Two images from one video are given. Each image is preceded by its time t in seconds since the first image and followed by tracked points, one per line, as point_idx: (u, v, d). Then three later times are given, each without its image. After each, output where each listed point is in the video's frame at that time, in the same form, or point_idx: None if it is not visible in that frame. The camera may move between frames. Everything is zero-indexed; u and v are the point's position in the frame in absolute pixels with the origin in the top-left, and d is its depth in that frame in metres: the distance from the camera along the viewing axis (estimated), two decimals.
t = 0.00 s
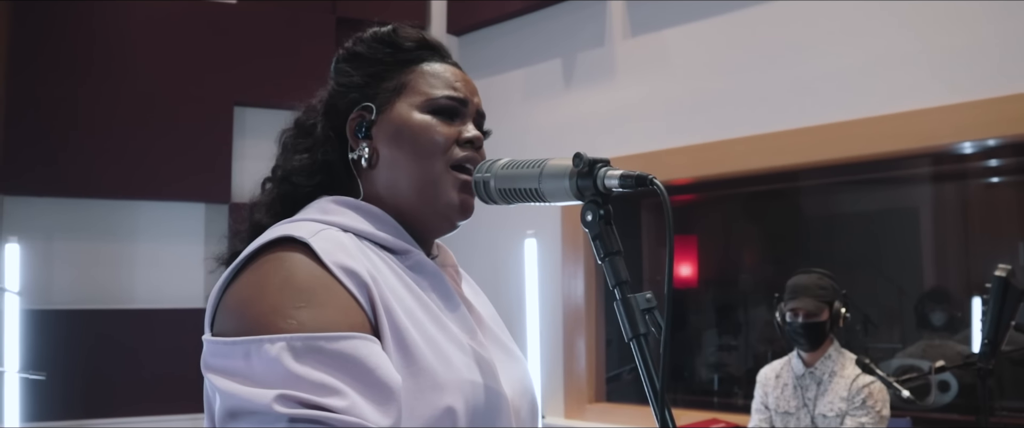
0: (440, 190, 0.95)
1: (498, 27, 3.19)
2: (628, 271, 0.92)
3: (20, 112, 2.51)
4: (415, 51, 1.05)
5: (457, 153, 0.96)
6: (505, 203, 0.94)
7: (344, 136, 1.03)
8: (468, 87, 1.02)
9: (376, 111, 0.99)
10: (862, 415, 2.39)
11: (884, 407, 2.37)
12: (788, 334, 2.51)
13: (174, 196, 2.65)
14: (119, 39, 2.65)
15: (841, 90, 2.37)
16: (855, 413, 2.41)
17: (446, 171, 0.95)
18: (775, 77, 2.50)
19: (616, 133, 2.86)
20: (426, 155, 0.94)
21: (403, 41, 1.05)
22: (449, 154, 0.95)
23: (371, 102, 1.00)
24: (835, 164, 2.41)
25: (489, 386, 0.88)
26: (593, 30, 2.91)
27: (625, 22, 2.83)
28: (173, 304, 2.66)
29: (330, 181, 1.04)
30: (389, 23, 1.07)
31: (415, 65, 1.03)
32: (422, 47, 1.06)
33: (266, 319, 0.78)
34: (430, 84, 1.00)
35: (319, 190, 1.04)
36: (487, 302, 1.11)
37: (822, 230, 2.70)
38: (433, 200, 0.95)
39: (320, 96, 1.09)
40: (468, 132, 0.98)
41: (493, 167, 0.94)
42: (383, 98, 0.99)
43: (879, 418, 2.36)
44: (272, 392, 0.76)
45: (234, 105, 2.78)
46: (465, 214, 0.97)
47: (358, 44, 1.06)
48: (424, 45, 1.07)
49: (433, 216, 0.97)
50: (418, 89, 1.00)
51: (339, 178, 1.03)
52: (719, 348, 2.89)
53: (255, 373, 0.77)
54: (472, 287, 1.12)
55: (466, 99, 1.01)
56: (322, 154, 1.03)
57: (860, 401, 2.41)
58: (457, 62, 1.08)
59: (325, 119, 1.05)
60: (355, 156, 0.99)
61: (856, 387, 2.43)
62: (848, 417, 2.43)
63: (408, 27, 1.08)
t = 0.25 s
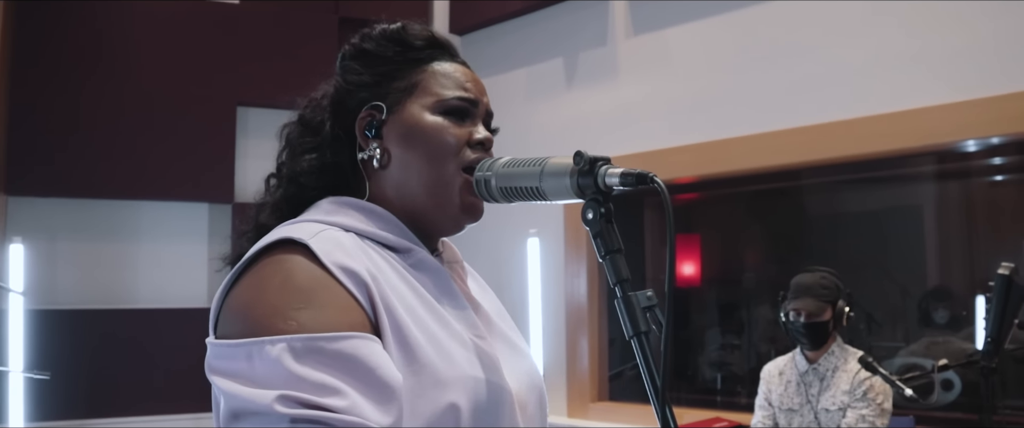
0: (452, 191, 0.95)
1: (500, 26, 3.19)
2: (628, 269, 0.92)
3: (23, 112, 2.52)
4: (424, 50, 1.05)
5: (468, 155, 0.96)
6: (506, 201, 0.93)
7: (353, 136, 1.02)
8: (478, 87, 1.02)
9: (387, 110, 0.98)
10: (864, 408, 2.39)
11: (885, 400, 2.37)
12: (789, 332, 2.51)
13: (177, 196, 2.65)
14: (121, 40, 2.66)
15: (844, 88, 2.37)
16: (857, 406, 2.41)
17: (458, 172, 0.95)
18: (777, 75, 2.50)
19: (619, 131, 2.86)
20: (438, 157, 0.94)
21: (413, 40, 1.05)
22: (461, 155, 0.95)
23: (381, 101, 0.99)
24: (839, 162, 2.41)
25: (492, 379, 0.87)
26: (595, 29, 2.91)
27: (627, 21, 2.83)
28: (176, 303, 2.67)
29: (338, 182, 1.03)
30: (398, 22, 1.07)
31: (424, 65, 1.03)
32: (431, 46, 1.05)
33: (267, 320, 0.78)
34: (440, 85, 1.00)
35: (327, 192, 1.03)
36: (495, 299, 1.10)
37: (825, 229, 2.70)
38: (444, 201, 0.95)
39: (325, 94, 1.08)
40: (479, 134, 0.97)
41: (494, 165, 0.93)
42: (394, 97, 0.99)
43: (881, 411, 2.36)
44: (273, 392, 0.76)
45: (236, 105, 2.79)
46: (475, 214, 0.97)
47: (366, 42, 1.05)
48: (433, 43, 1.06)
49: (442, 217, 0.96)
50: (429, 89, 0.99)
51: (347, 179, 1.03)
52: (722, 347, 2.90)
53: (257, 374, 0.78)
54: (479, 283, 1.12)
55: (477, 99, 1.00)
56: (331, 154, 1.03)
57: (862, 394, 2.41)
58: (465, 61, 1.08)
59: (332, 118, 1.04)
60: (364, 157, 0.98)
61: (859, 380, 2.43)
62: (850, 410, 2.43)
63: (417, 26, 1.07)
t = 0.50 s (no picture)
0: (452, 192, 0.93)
1: (501, 25, 3.19)
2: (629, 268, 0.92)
3: (24, 112, 2.51)
4: (426, 49, 1.02)
5: (470, 157, 0.93)
6: (507, 200, 0.91)
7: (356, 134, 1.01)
8: (481, 86, 1.00)
9: (388, 109, 0.97)
10: (864, 401, 2.38)
11: (886, 394, 2.35)
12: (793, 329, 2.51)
13: (177, 195, 2.65)
14: (123, 38, 2.66)
15: (846, 86, 2.36)
16: (857, 400, 2.40)
17: (459, 174, 0.93)
18: (779, 74, 2.49)
19: (620, 130, 2.85)
20: (439, 158, 0.93)
21: (417, 38, 1.03)
22: (462, 156, 0.93)
23: (383, 99, 0.98)
24: (841, 160, 2.40)
25: (494, 376, 0.85)
26: (596, 28, 2.91)
27: (629, 20, 2.82)
28: (177, 302, 2.67)
29: (341, 180, 1.02)
30: (401, 18, 1.05)
31: (426, 63, 1.01)
32: (434, 44, 1.03)
33: (265, 325, 0.77)
34: (443, 84, 0.98)
35: (330, 191, 1.02)
36: (499, 295, 1.09)
37: (827, 227, 2.69)
38: (445, 202, 0.94)
39: (327, 89, 1.07)
40: (481, 135, 0.95)
41: (495, 163, 0.91)
42: (395, 96, 0.97)
43: (881, 405, 2.34)
44: (270, 397, 0.75)
45: (238, 104, 2.79)
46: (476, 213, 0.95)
47: (370, 38, 1.04)
48: (437, 41, 1.04)
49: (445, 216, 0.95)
50: (430, 88, 0.97)
51: (350, 179, 1.02)
52: (724, 346, 2.90)
53: (255, 380, 0.77)
54: (484, 281, 1.10)
55: (479, 99, 0.98)
56: (332, 152, 1.01)
57: (862, 388, 2.40)
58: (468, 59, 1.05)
59: (335, 116, 1.03)
60: (365, 155, 0.97)
61: (860, 374, 2.42)
62: (851, 404, 2.42)
63: (420, 22, 1.05)
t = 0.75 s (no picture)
0: (448, 191, 0.91)
1: (501, 24, 3.18)
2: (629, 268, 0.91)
3: (25, 112, 2.51)
4: (425, 48, 1.02)
5: (467, 155, 0.92)
6: (506, 199, 0.91)
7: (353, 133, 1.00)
8: (479, 85, 0.99)
9: (385, 108, 0.96)
10: (865, 401, 2.36)
11: (887, 393, 2.34)
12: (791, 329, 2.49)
13: (177, 195, 2.65)
14: (124, 38, 2.65)
15: (847, 86, 2.35)
16: (858, 400, 2.38)
17: (455, 173, 0.92)
18: (780, 73, 2.49)
19: (621, 129, 2.85)
20: (435, 156, 0.91)
21: (417, 36, 1.02)
22: (458, 155, 0.92)
23: (380, 98, 0.97)
24: (844, 160, 2.39)
25: (494, 375, 0.84)
26: (597, 27, 2.90)
27: (629, 19, 2.82)
28: (178, 303, 2.66)
29: (339, 180, 1.01)
30: (401, 17, 1.04)
31: (424, 62, 1.00)
32: (433, 43, 1.03)
33: (261, 332, 0.76)
34: (441, 83, 0.97)
35: (329, 191, 1.02)
36: (504, 291, 1.08)
37: (829, 226, 2.69)
38: (442, 202, 0.92)
39: (327, 88, 1.06)
40: (478, 134, 0.94)
41: (494, 162, 0.91)
42: (393, 95, 0.96)
43: (883, 404, 2.33)
44: (265, 404, 0.75)
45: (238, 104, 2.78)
46: (474, 213, 0.94)
47: (369, 37, 1.03)
48: (436, 41, 1.03)
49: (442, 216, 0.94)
50: (427, 87, 0.96)
51: (348, 179, 1.01)
52: (725, 345, 2.90)
53: (252, 387, 0.76)
54: (489, 278, 1.09)
55: (477, 98, 0.97)
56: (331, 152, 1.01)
57: (863, 388, 2.38)
58: (468, 59, 1.04)
59: (334, 115, 1.02)
60: (360, 154, 0.97)
61: (861, 373, 2.40)
62: (853, 404, 2.39)
63: (420, 21, 1.05)
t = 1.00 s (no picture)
0: (444, 189, 0.90)
1: (500, 21, 3.17)
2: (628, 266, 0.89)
3: (22, 109, 2.50)
4: (413, 43, 1.00)
5: (461, 150, 0.91)
6: (503, 197, 0.89)
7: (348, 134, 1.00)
8: (470, 77, 0.97)
9: (378, 108, 0.95)
10: (864, 401, 2.35)
11: (885, 392, 2.33)
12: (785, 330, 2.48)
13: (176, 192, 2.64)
14: (122, 35, 2.64)
15: (848, 83, 2.35)
16: (857, 400, 2.37)
17: (450, 168, 0.90)
18: (780, 70, 2.48)
19: (621, 127, 2.84)
20: (428, 152, 0.90)
21: (404, 33, 1.01)
22: (452, 151, 0.91)
23: (372, 98, 0.96)
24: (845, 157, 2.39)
25: (492, 373, 0.83)
26: (597, 24, 2.89)
27: (629, 16, 2.81)
28: (177, 300, 2.66)
29: (335, 184, 1.01)
30: (388, 14, 1.03)
31: (414, 58, 0.98)
32: (422, 38, 1.01)
33: (258, 335, 0.75)
34: (431, 77, 0.95)
35: (325, 194, 1.02)
36: (512, 289, 1.07)
37: (830, 224, 2.68)
38: (438, 199, 0.91)
39: (320, 90, 1.06)
40: (472, 127, 0.93)
41: (490, 160, 0.89)
42: (384, 94, 0.95)
43: (882, 403, 2.32)
44: (261, 406, 0.74)
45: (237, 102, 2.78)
46: (474, 210, 0.93)
47: (358, 38, 1.02)
48: (425, 35, 1.02)
49: (441, 215, 0.93)
50: (417, 83, 0.95)
51: (343, 182, 1.01)
52: (725, 342, 2.89)
53: (249, 389, 0.75)
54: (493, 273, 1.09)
55: (468, 91, 0.95)
56: (327, 156, 1.01)
57: (861, 388, 2.37)
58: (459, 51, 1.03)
59: (327, 118, 1.02)
60: (359, 155, 0.96)
61: (858, 373, 2.39)
62: (851, 405, 2.38)
63: (407, 17, 1.03)
